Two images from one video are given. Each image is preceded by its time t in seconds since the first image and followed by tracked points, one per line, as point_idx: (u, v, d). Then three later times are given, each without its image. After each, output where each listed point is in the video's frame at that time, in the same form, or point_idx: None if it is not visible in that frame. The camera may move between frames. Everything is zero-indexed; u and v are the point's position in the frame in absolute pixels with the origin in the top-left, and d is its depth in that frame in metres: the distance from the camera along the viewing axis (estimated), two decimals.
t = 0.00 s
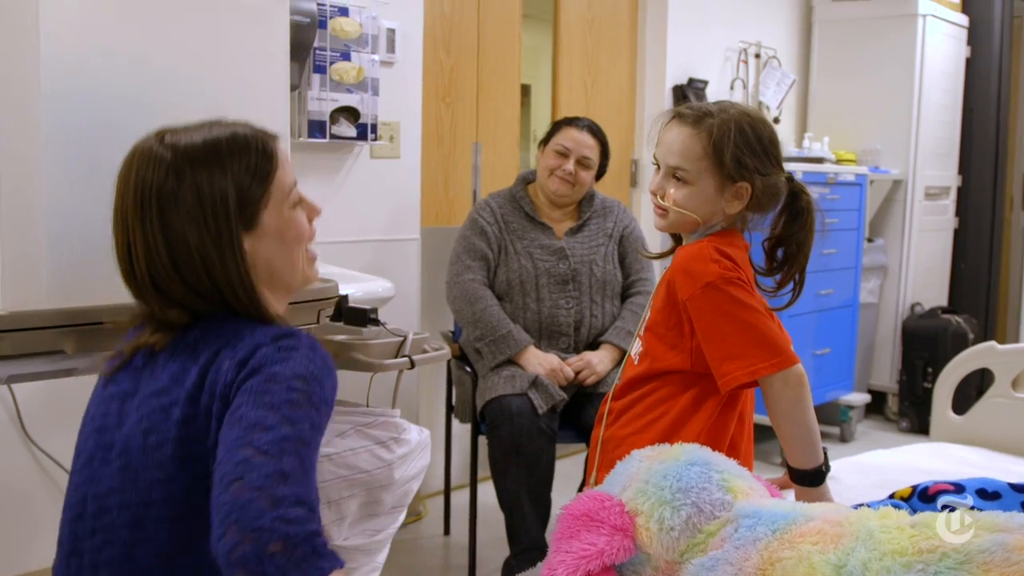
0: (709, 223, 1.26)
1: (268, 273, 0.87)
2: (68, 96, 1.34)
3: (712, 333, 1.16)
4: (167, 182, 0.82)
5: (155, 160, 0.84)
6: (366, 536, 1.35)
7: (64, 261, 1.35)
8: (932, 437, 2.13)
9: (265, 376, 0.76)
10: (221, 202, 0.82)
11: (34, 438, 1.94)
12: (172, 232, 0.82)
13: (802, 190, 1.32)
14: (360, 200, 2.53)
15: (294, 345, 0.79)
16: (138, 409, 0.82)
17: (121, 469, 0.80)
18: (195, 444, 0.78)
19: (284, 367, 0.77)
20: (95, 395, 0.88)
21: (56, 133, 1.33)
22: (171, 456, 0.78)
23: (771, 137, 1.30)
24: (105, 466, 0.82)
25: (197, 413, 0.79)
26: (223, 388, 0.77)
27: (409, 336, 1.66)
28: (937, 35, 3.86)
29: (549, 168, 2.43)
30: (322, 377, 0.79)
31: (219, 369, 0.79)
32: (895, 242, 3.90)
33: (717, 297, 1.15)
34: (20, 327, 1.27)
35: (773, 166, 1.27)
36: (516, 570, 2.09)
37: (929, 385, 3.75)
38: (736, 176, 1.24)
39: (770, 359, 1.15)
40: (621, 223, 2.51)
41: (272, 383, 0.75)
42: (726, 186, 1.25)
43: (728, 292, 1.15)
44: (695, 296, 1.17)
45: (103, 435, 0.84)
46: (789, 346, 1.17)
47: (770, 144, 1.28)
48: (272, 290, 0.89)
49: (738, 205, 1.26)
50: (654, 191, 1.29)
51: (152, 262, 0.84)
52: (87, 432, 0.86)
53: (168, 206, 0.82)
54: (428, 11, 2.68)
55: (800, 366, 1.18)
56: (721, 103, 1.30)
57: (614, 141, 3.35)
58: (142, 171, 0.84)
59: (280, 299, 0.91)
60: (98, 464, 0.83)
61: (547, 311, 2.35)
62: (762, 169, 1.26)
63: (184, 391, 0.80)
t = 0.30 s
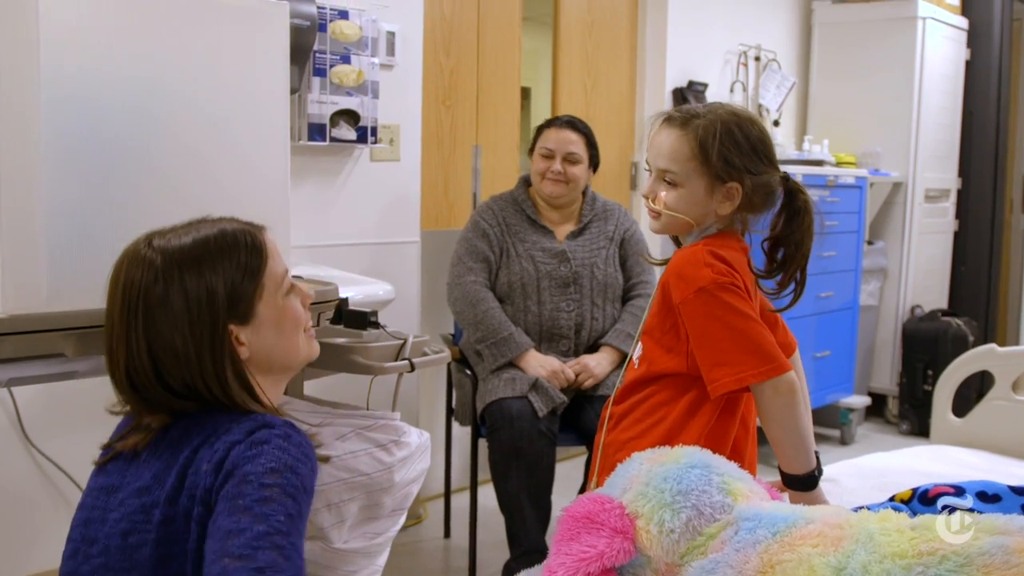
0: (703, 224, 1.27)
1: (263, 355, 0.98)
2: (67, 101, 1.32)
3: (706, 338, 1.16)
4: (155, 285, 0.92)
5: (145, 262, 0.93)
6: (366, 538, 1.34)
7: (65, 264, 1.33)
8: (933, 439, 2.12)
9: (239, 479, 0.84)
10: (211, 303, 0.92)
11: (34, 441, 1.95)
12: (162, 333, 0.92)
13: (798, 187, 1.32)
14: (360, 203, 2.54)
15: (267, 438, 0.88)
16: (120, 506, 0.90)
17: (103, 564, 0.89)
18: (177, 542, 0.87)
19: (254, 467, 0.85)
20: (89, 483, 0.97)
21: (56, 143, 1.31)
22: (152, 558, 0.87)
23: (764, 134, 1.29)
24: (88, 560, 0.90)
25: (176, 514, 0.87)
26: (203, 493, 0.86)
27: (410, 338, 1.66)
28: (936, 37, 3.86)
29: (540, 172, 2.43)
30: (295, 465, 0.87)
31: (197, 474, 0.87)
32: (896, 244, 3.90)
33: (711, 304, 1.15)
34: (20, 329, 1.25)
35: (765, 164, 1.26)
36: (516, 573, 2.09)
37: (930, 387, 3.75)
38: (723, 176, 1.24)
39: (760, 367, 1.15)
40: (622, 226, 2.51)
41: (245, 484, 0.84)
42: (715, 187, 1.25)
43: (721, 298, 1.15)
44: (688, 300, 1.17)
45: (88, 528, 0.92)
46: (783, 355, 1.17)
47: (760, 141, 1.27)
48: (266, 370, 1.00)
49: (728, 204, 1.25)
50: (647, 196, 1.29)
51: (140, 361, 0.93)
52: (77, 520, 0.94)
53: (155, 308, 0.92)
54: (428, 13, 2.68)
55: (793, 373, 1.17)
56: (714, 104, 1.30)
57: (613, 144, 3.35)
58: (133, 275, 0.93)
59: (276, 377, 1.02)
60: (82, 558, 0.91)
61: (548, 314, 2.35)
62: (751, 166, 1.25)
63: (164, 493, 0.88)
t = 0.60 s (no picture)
0: (689, 222, 1.28)
1: (271, 357, 1.00)
2: (67, 103, 1.31)
3: (702, 339, 1.16)
4: (160, 280, 0.91)
5: (149, 259, 0.92)
6: (366, 538, 1.33)
7: (65, 267, 1.33)
8: (934, 440, 2.12)
9: (252, 517, 0.84)
10: (221, 304, 0.92)
11: (34, 442, 1.95)
12: (167, 334, 0.91)
13: (795, 192, 1.28)
14: (360, 204, 2.54)
15: (266, 463, 0.87)
16: (113, 523, 0.90)
17: None
18: (166, 563, 0.87)
19: (262, 501, 0.84)
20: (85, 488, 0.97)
21: (56, 145, 1.31)
22: None
23: (756, 135, 1.28)
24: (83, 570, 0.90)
25: (168, 534, 0.87)
26: (204, 520, 0.85)
27: (411, 339, 1.66)
28: (937, 38, 3.86)
29: (528, 173, 2.46)
30: (303, 493, 0.87)
31: (194, 499, 0.86)
32: (896, 244, 3.90)
33: (708, 306, 1.15)
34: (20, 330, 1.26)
35: (748, 162, 1.25)
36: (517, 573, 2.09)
37: (930, 388, 3.75)
38: (697, 174, 1.25)
39: (756, 369, 1.15)
40: (621, 226, 2.51)
41: (261, 525, 0.83)
42: (690, 186, 1.26)
43: (718, 300, 1.15)
44: (685, 300, 1.17)
45: (81, 537, 0.92)
46: (778, 357, 1.17)
47: (747, 142, 1.26)
48: (270, 371, 1.02)
49: (706, 202, 1.25)
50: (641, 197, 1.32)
51: (140, 357, 0.92)
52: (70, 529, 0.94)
53: (158, 302, 0.91)
54: (428, 14, 2.68)
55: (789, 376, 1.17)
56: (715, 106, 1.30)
57: (614, 144, 3.35)
58: (138, 271, 0.92)
59: (283, 379, 1.05)
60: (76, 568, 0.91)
61: (548, 314, 2.35)
62: (727, 164, 1.24)
63: (157, 515, 0.88)
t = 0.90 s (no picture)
0: (694, 217, 1.28)
1: (274, 367, 1.01)
2: (67, 102, 1.31)
3: (704, 338, 1.16)
4: (161, 301, 0.92)
5: (151, 281, 0.93)
6: (369, 535, 1.37)
7: (66, 266, 1.32)
8: (936, 436, 2.12)
9: (253, 531, 0.84)
10: (224, 320, 0.93)
11: (37, 440, 1.95)
12: (169, 351, 0.92)
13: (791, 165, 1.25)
14: (362, 201, 2.54)
15: (270, 484, 0.87)
16: (112, 536, 0.89)
17: None
18: None
19: (264, 518, 0.84)
20: (77, 505, 0.96)
21: (57, 144, 1.30)
22: None
23: (749, 121, 1.28)
24: None
25: (169, 549, 0.86)
26: (204, 535, 0.85)
27: (413, 335, 1.66)
28: (939, 33, 3.85)
29: (524, 170, 2.45)
30: (305, 514, 0.87)
31: (196, 514, 0.86)
32: (898, 240, 3.89)
33: (708, 306, 1.15)
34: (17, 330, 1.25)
35: (739, 142, 1.24)
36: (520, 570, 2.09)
37: (933, 383, 3.75)
38: (691, 162, 1.25)
39: (757, 367, 1.15)
40: (622, 222, 2.50)
41: (261, 539, 0.83)
42: (687, 175, 1.26)
43: (718, 299, 1.15)
44: (686, 296, 1.17)
45: (77, 554, 0.91)
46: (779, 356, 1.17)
47: (739, 125, 1.26)
48: (270, 382, 1.03)
49: (705, 188, 1.25)
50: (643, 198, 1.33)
51: (143, 382, 0.92)
52: (65, 544, 0.94)
53: (160, 323, 0.92)
54: (429, 10, 2.68)
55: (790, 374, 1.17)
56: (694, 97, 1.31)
57: (616, 140, 3.35)
58: (138, 292, 0.93)
59: (284, 392, 1.06)
60: None
61: (550, 310, 2.35)
62: (718, 146, 1.24)
63: (157, 530, 0.87)
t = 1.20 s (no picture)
0: (699, 207, 1.28)
1: (272, 368, 1.02)
2: (69, 96, 1.31)
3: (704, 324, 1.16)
4: (160, 302, 0.93)
5: (151, 282, 0.94)
6: (374, 527, 1.37)
7: (69, 260, 1.32)
8: (940, 427, 2.12)
9: (259, 525, 0.84)
10: (222, 322, 0.94)
11: (42, 433, 1.95)
12: (169, 351, 0.92)
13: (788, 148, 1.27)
14: (365, 193, 2.53)
15: (277, 480, 0.87)
16: (114, 532, 0.89)
17: None
18: (170, 573, 0.86)
19: (271, 511, 0.85)
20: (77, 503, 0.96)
21: (58, 138, 1.30)
22: None
23: (744, 113, 1.29)
24: None
25: (175, 544, 0.86)
26: (210, 531, 0.85)
27: (416, 327, 1.66)
28: (943, 23, 3.84)
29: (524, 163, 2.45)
30: (310, 508, 0.87)
31: (203, 509, 0.86)
32: (902, 231, 3.89)
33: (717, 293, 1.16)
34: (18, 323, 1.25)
35: (736, 129, 1.25)
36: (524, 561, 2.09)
37: (937, 374, 3.75)
38: (691, 151, 1.25)
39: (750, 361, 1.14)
40: (624, 214, 2.50)
41: (268, 532, 0.84)
42: (688, 164, 1.26)
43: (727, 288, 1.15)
44: (695, 289, 1.17)
45: (78, 552, 0.91)
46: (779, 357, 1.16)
47: (735, 115, 1.27)
48: (268, 383, 1.03)
49: (706, 176, 1.25)
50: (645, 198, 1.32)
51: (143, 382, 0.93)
52: (64, 543, 0.93)
53: (160, 322, 0.93)
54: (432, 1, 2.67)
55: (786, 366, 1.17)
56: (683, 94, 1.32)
57: (619, 131, 3.34)
58: (138, 294, 0.94)
59: (280, 395, 1.05)
60: None
61: (553, 303, 2.35)
62: (716, 133, 1.25)
63: (162, 525, 0.87)
